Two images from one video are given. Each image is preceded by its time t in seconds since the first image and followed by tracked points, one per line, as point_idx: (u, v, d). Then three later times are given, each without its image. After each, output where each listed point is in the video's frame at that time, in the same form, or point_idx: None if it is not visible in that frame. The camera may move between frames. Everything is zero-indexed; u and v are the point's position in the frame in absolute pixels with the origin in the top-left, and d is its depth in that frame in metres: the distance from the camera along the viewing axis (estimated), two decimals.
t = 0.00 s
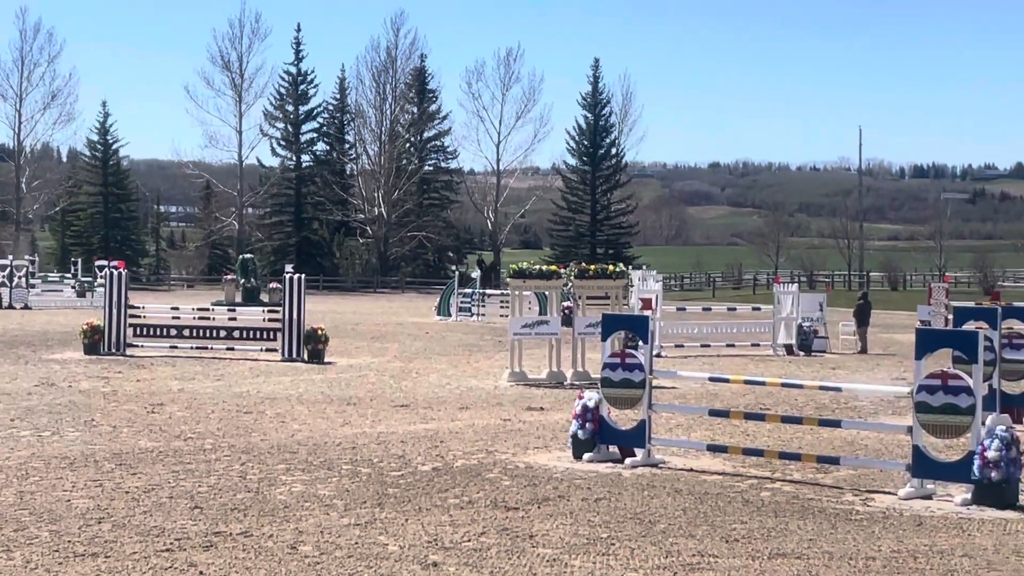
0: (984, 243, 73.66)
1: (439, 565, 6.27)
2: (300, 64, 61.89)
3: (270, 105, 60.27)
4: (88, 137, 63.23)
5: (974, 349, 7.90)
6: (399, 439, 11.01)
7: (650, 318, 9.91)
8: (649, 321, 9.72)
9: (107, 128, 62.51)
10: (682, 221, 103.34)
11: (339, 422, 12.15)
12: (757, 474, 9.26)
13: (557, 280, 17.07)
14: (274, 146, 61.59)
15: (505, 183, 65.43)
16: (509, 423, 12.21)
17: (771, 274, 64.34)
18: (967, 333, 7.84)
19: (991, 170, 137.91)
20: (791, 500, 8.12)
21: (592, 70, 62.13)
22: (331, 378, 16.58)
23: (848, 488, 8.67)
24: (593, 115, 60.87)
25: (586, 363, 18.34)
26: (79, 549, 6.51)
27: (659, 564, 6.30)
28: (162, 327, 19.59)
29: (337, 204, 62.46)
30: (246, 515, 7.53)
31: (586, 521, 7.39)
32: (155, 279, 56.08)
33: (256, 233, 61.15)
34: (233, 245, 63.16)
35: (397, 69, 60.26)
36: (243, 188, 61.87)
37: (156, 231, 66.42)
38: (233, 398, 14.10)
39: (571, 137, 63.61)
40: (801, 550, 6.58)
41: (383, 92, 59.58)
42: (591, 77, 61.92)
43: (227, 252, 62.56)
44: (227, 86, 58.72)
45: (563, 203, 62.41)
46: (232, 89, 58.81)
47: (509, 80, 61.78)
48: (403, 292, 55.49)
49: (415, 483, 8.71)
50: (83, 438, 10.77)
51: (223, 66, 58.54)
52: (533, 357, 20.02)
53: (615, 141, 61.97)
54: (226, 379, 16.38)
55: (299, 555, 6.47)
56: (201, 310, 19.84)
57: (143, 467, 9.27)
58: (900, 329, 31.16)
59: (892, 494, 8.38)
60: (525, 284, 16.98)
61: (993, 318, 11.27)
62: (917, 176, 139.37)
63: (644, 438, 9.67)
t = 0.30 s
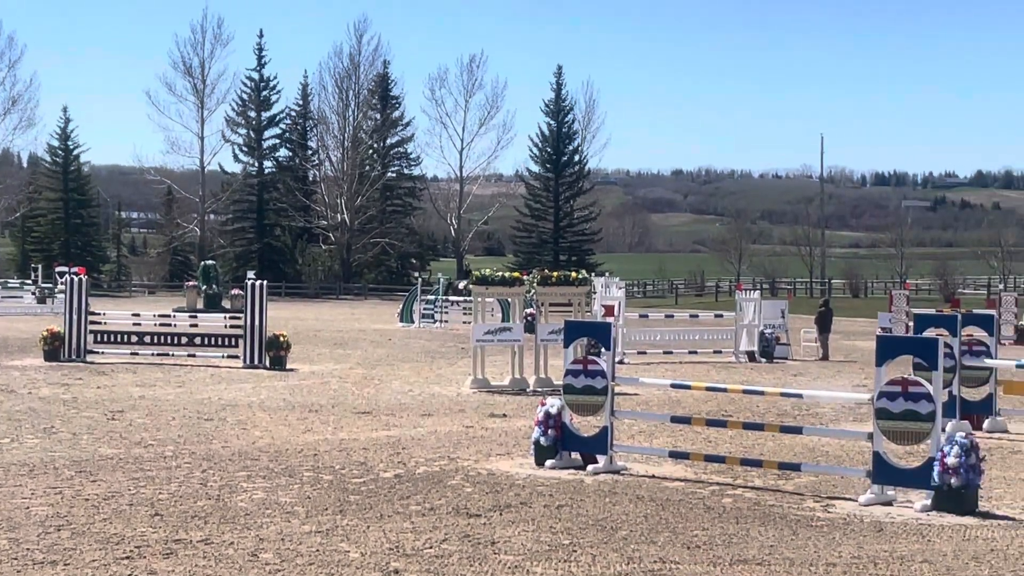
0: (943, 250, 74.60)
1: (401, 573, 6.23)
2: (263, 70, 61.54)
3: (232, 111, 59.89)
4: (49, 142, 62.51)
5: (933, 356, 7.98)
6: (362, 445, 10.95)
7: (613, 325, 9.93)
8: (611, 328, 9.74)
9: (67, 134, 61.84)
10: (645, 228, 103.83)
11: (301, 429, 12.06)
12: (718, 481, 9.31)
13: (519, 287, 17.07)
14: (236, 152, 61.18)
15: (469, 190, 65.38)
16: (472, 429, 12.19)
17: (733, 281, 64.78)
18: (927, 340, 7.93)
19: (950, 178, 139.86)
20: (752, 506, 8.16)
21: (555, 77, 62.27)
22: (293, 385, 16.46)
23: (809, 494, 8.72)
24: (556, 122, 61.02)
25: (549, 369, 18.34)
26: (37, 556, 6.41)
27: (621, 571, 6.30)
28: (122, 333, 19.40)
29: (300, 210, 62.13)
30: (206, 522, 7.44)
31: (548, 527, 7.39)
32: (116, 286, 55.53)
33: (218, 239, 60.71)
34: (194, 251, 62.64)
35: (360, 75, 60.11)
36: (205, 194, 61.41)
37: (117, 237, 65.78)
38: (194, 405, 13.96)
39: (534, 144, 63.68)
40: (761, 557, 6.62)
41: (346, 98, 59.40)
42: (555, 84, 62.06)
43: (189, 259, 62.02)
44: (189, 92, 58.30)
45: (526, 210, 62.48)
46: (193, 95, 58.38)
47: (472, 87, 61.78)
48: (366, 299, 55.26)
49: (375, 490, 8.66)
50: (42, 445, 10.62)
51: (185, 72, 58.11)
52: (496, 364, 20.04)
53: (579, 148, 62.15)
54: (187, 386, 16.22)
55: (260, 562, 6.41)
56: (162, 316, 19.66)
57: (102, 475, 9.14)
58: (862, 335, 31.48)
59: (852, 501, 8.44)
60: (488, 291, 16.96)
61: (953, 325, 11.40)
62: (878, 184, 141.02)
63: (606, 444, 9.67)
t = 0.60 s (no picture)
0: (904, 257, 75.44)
1: None
2: (226, 75, 61.18)
3: (195, 116, 59.48)
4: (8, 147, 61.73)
5: (893, 362, 8.06)
6: (324, 452, 10.89)
7: (575, 331, 9.95)
8: (574, 334, 9.75)
9: (27, 138, 61.10)
10: (608, 234, 104.09)
11: (264, 436, 11.97)
12: (681, 487, 9.34)
13: (483, 293, 17.05)
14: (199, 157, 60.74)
15: (433, 196, 65.29)
16: (435, 436, 12.15)
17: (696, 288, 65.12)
18: (888, 346, 8.01)
19: (910, 185, 141.62)
20: (715, 512, 8.19)
21: (519, 84, 62.33)
22: (255, 392, 16.34)
23: (771, 500, 8.77)
24: (520, 128, 61.10)
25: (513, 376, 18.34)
26: None
27: None
28: (83, 339, 19.16)
29: (263, 216, 61.77)
30: (168, 530, 7.36)
31: (511, 534, 7.37)
32: (77, 292, 54.91)
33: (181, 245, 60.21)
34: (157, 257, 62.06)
35: (323, 81, 59.93)
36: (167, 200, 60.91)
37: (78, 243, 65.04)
38: (156, 412, 13.81)
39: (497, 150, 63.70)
40: (725, 563, 6.63)
41: (309, 103, 59.20)
42: (519, 90, 62.13)
43: (151, 265, 61.42)
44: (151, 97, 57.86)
45: (490, 216, 62.50)
46: (156, 100, 57.93)
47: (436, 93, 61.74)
48: (329, 304, 54.98)
49: (338, 497, 8.60)
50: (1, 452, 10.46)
51: (147, 77, 57.67)
52: (459, 370, 20.02)
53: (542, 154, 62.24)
54: (148, 392, 16.05)
55: (223, 569, 6.34)
56: (124, 323, 19.44)
57: (62, 482, 9.02)
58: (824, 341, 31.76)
59: (815, 507, 8.49)
60: (451, 297, 16.92)
61: (914, 332, 11.49)
62: (840, 191, 142.48)
63: (569, 451, 9.67)
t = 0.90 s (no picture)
0: (868, 263, 76.12)
1: None
2: (191, 80, 60.78)
3: (160, 121, 59.02)
4: None
5: (858, 366, 8.11)
6: (290, 457, 10.82)
7: (541, 336, 9.95)
8: (540, 339, 9.76)
9: None
10: (575, 239, 104.22)
11: (229, 441, 11.88)
12: (646, 492, 9.36)
13: (449, 297, 17.01)
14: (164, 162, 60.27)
15: (399, 201, 65.14)
16: (401, 441, 12.12)
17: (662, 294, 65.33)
18: (853, 351, 8.07)
19: (875, 191, 143.14)
20: (679, 517, 8.22)
21: (486, 89, 62.32)
22: (221, 397, 16.20)
23: (736, 505, 8.81)
24: (486, 133, 61.10)
25: (479, 381, 18.29)
26: None
27: None
28: (47, 343, 18.93)
29: (229, 221, 61.38)
30: (132, 536, 7.28)
31: (477, 539, 7.36)
32: (42, 297, 54.28)
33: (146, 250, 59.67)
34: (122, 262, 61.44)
35: (289, 86, 59.72)
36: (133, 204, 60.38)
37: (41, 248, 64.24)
38: (120, 417, 13.67)
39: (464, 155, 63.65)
40: (689, 567, 6.65)
41: (276, 108, 58.96)
42: (485, 95, 62.11)
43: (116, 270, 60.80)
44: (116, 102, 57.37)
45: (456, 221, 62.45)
46: (121, 105, 57.45)
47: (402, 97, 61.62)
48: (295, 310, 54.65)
49: (304, 503, 8.53)
50: None
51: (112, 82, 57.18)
52: (425, 375, 19.96)
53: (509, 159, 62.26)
54: (112, 397, 15.87)
55: None
56: (88, 328, 19.22)
57: (26, 488, 8.89)
58: (789, 347, 31.99)
59: (780, 511, 8.53)
60: (417, 302, 16.84)
61: (879, 337, 11.59)
62: (806, 197, 143.67)
63: (535, 455, 9.66)
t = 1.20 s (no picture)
0: (836, 266, 76.70)
1: None
2: (160, 82, 60.25)
3: (129, 123, 58.55)
4: None
5: (827, 370, 8.16)
6: (258, 461, 10.74)
7: (511, 339, 9.93)
8: (510, 342, 9.73)
9: None
10: (546, 242, 104.29)
11: (198, 444, 11.78)
12: (615, 494, 9.37)
13: (419, 301, 16.98)
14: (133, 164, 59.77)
15: (369, 204, 64.99)
16: (370, 444, 12.06)
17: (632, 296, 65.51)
18: (820, 354, 8.12)
19: (844, 195, 144.32)
20: (648, 519, 8.23)
21: (456, 91, 62.26)
22: (189, 400, 16.08)
23: (705, 507, 8.83)
24: (456, 136, 61.07)
25: (449, 384, 18.27)
26: None
27: None
28: (13, 346, 18.71)
29: (198, 224, 60.92)
30: (99, 539, 7.20)
31: (446, 543, 7.33)
32: (8, 300, 53.64)
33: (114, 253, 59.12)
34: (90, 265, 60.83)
35: (259, 88, 59.44)
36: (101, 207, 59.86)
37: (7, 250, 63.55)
38: (87, 420, 13.53)
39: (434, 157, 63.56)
40: (658, 570, 6.67)
41: (245, 110, 58.66)
42: (456, 97, 62.06)
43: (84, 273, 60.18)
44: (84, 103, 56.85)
45: (427, 224, 62.35)
46: (89, 106, 56.92)
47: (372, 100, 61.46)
48: (265, 313, 54.31)
49: (273, 506, 8.48)
50: None
51: (80, 83, 56.67)
52: (395, 378, 19.91)
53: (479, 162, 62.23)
54: (78, 401, 15.71)
55: None
56: (55, 330, 19.02)
57: None
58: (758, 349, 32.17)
59: (748, 513, 8.57)
60: (387, 305, 16.79)
61: (847, 339, 11.66)
62: (775, 200, 144.62)
63: (505, 459, 9.65)
